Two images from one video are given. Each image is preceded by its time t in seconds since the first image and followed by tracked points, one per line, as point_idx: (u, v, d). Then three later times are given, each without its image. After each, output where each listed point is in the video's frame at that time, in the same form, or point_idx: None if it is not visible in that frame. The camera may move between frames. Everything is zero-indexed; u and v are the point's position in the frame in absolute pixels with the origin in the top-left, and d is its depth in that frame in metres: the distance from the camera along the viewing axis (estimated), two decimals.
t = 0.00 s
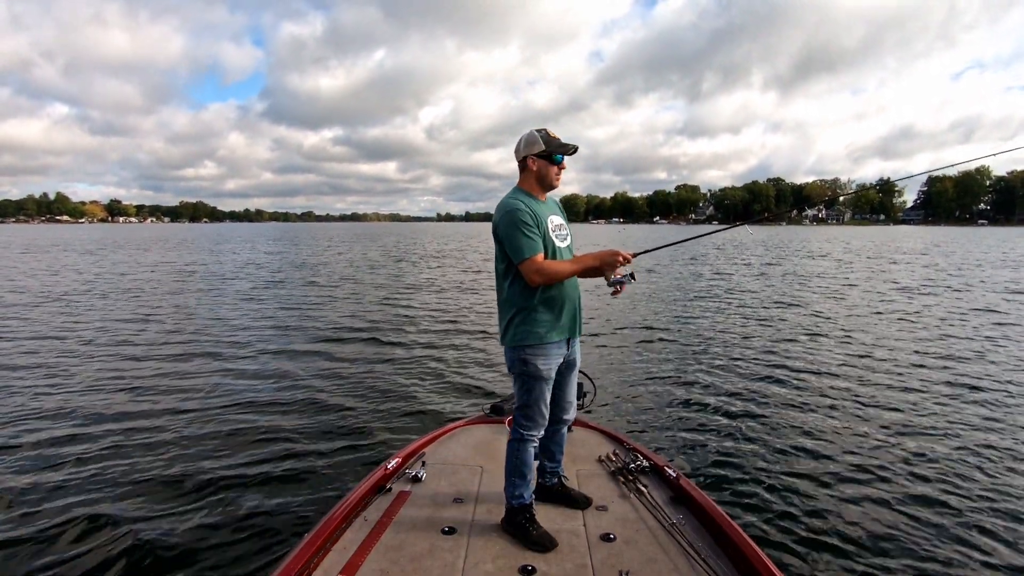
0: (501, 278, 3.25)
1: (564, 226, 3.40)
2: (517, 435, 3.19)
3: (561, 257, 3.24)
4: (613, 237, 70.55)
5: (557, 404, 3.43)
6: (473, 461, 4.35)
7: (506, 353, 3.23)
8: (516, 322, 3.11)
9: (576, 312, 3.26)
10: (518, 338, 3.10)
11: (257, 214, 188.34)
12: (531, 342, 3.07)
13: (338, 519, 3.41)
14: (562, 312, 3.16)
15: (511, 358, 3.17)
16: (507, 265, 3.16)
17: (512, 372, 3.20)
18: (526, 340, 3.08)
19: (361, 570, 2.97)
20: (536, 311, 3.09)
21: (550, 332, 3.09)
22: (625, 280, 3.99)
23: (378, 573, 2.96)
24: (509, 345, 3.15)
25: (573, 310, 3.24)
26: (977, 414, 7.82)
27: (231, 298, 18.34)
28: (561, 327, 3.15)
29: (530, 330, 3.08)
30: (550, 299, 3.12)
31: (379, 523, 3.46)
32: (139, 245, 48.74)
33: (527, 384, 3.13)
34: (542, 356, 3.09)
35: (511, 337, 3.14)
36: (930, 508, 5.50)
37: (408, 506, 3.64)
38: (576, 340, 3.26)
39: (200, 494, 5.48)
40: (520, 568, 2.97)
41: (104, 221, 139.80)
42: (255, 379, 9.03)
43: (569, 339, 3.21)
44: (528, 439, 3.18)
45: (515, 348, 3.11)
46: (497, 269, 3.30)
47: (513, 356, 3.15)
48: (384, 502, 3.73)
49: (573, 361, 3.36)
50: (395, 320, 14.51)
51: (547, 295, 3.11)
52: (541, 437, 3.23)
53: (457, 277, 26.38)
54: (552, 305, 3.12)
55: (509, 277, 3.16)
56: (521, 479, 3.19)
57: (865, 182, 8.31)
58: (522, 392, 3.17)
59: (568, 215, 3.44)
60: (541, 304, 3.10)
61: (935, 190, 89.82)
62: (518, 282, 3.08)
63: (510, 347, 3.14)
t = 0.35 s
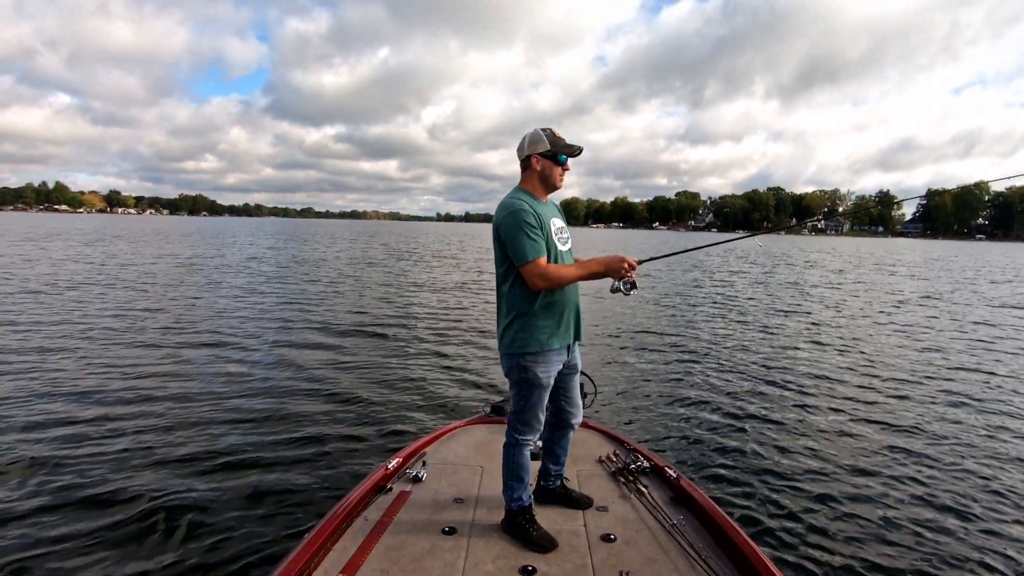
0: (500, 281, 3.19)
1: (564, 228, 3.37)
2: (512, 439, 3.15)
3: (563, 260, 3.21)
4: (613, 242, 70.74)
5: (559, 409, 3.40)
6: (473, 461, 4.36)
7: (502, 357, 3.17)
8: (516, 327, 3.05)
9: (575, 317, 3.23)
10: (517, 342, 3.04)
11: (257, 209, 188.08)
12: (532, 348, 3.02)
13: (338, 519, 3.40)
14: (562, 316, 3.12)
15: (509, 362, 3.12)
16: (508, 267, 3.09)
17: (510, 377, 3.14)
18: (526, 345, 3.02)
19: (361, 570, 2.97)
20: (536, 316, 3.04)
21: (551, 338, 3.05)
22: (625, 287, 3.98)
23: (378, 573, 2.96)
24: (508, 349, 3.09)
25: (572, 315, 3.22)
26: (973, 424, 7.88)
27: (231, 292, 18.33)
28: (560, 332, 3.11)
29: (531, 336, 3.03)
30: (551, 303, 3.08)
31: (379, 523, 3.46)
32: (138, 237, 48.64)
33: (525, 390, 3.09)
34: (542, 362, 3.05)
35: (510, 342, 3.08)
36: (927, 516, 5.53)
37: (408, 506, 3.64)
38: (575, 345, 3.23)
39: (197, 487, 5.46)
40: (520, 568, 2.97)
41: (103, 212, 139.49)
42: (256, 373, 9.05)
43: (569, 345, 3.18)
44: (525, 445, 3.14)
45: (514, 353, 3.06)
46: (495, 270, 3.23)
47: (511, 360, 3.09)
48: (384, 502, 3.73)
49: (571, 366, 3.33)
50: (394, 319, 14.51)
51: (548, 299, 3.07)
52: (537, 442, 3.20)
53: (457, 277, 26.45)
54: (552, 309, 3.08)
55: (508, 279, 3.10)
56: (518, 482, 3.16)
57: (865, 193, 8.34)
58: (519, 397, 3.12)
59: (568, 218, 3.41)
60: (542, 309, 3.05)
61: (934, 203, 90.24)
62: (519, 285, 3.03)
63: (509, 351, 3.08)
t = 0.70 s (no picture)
0: (496, 284, 3.19)
1: (560, 229, 3.38)
2: (512, 442, 3.14)
3: (558, 262, 3.21)
4: (612, 244, 70.82)
5: (558, 411, 3.40)
6: (473, 461, 4.36)
7: (500, 361, 3.16)
8: (514, 330, 3.05)
9: (573, 318, 3.24)
10: (517, 346, 3.04)
11: (257, 209, 188.01)
12: (531, 351, 3.02)
13: (338, 519, 3.40)
14: (560, 318, 3.13)
15: (508, 366, 3.11)
16: (503, 270, 3.09)
17: (509, 380, 3.14)
18: (526, 348, 3.02)
19: (361, 570, 2.97)
20: (535, 318, 3.04)
21: (549, 340, 3.05)
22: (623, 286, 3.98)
23: (378, 573, 2.95)
24: (507, 353, 3.08)
25: (569, 316, 3.22)
26: (973, 426, 7.89)
27: (230, 293, 18.33)
28: (559, 334, 3.12)
29: (530, 339, 3.03)
30: (548, 305, 3.08)
31: (380, 523, 3.46)
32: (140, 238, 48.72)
33: (525, 392, 3.09)
34: (541, 365, 3.05)
35: (508, 345, 3.07)
36: (926, 518, 5.53)
37: (408, 506, 3.64)
38: (573, 346, 3.24)
39: (197, 487, 5.46)
40: (520, 568, 2.97)
41: (103, 212, 139.56)
42: (256, 374, 9.05)
43: (567, 347, 3.18)
44: (525, 447, 3.14)
45: (513, 357, 3.05)
46: (490, 273, 3.23)
47: (510, 364, 3.09)
48: (384, 502, 3.72)
49: (569, 368, 3.33)
50: (395, 319, 14.53)
51: (545, 301, 3.07)
52: (537, 444, 3.19)
53: (457, 278, 26.49)
54: (550, 310, 3.09)
55: (504, 282, 3.09)
56: (518, 484, 3.16)
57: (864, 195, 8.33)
58: (519, 399, 3.12)
59: (562, 219, 3.42)
60: (540, 312, 3.05)
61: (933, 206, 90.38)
62: (515, 288, 3.03)
63: (507, 355, 3.08)
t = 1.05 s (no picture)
0: (491, 285, 3.18)
1: (553, 229, 3.37)
2: (510, 442, 3.13)
3: (553, 262, 3.20)
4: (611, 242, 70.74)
5: (555, 411, 3.40)
6: (473, 461, 4.36)
7: (497, 362, 3.15)
8: (510, 331, 3.04)
9: (568, 318, 3.25)
10: (514, 346, 3.03)
11: (256, 213, 188.29)
12: (528, 351, 3.01)
13: (338, 519, 3.40)
14: (556, 318, 3.13)
15: (505, 366, 3.10)
16: (498, 271, 3.08)
17: (506, 381, 3.13)
18: (523, 349, 3.02)
19: (361, 570, 2.97)
20: (532, 319, 3.04)
21: (545, 340, 3.05)
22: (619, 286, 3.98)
23: (378, 574, 2.95)
24: (504, 354, 3.07)
25: (565, 315, 3.22)
26: (974, 419, 7.88)
27: (230, 296, 18.33)
28: (555, 334, 3.12)
29: (527, 340, 3.02)
30: (544, 305, 3.08)
31: (380, 523, 3.46)
32: (140, 243, 48.76)
33: (523, 392, 3.08)
34: (539, 365, 3.05)
35: (505, 345, 3.06)
36: (929, 511, 5.52)
37: (408, 506, 3.64)
38: (569, 346, 3.24)
39: (198, 488, 5.46)
40: (520, 567, 2.97)
41: (103, 218, 139.59)
42: (257, 376, 9.04)
43: (564, 347, 3.18)
44: (524, 448, 3.13)
45: (510, 358, 3.05)
46: (485, 274, 3.22)
47: (508, 365, 3.08)
48: (384, 502, 3.72)
49: (566, 367, 3.33)
50: (395, 320, 14.52)
51: (541, 301, 3.06)
52: (535, 444, 3.18)
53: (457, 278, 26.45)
54: (546, 311, 3.08)
55: (500, 283, 3.08)
56: (517, 484, 3.15)
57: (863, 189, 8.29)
58: (517, 400, 3.11)
59: (555, 218, 3.41)
60: (535, 313, 3.05)
61: (932, 199, 90.39)
62: (511, 289, 3.03)
63: (505, 356, 3.07)
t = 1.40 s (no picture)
0: (491, 285, 3.17)
1: (554, 230, 3.37)
2: (511, 442, 3.13)
3: (554, 263, 3.20)
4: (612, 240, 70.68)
5: (555, 410, 3.40)
6: (473, 461, 4.36)
7: (498, 361, 3.14)
8: (510, 331, 3.04)
9: (569, 318, 3.24)
10: (514, 346, 3.03)
11: (255, 212, 188.31)
12: (529, 350, 3.01)
13: (338, 519, 3.40)
14: (557, 318, 3.12)
15: (506, 365, 3.09)
16: (499, 271, 3.08)
17: (507, 381, 3.12)
18: (524, 348, 3.01)
19: (361, 570, 2.97)
20: (532, 318, 3.03)
21: (546, 340, 3.05)
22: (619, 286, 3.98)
23: (378, 573, 2.95)
24: (504, 353, 3.06)
25: (565, 315, 3.22)
26: (975, 416, 7.88)
27: (229, 295, 18.31)
28: (556, 333, 3.11)
29: (528, 340, 3.02)
30: (544, 306, 3.07)
31: (380, 523, 3.46)
32: (140, 242, 48.68)
33: (523, 391, 3.07)
34: (540, 365, 3.04)
35: (506, 345, 3.06)
36: (930, 509, 5.51)
37: (408, 506, 3.64)
38: (569, 346, 3.24)
39: (197, 488, 5.43)
40: (520, 568, 2.97)
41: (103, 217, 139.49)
42: (257, 376, 9.03)
43: (564, 346, 3.17)
44: (525, 447, 3.13)
45: (511, 358, 3.04)
46: (485, 274, 3.21)
47: (508, 364, 3.07)
48: (384, 502, 3.72)
49: (566, 366, 3.33)
50: (395, 319, 14.51)
51: (542, 301, 3.06)
52: (536, 444, 3.18)
53: (458, 276, 26.44)
54: (546, 311, 3.08)
55: (501, 282, 3.08)
56: (518, 484, 3.15)
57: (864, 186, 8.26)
58: (518, 399, 3.11)
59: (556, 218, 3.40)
60: (536, 312, 3.04)
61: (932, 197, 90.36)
62: (511, 289, 3.02)
63: (505, 355, 3.06)
